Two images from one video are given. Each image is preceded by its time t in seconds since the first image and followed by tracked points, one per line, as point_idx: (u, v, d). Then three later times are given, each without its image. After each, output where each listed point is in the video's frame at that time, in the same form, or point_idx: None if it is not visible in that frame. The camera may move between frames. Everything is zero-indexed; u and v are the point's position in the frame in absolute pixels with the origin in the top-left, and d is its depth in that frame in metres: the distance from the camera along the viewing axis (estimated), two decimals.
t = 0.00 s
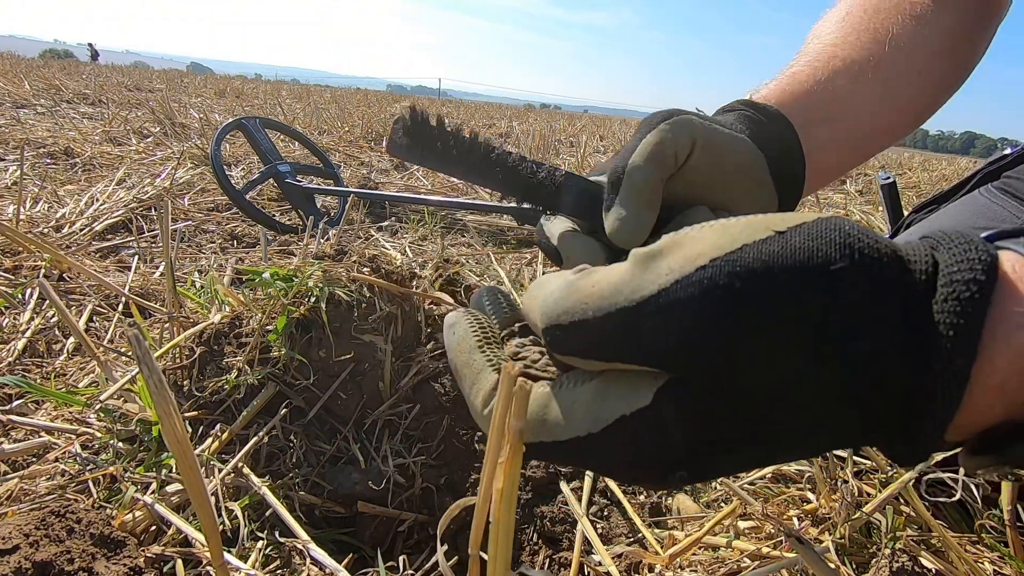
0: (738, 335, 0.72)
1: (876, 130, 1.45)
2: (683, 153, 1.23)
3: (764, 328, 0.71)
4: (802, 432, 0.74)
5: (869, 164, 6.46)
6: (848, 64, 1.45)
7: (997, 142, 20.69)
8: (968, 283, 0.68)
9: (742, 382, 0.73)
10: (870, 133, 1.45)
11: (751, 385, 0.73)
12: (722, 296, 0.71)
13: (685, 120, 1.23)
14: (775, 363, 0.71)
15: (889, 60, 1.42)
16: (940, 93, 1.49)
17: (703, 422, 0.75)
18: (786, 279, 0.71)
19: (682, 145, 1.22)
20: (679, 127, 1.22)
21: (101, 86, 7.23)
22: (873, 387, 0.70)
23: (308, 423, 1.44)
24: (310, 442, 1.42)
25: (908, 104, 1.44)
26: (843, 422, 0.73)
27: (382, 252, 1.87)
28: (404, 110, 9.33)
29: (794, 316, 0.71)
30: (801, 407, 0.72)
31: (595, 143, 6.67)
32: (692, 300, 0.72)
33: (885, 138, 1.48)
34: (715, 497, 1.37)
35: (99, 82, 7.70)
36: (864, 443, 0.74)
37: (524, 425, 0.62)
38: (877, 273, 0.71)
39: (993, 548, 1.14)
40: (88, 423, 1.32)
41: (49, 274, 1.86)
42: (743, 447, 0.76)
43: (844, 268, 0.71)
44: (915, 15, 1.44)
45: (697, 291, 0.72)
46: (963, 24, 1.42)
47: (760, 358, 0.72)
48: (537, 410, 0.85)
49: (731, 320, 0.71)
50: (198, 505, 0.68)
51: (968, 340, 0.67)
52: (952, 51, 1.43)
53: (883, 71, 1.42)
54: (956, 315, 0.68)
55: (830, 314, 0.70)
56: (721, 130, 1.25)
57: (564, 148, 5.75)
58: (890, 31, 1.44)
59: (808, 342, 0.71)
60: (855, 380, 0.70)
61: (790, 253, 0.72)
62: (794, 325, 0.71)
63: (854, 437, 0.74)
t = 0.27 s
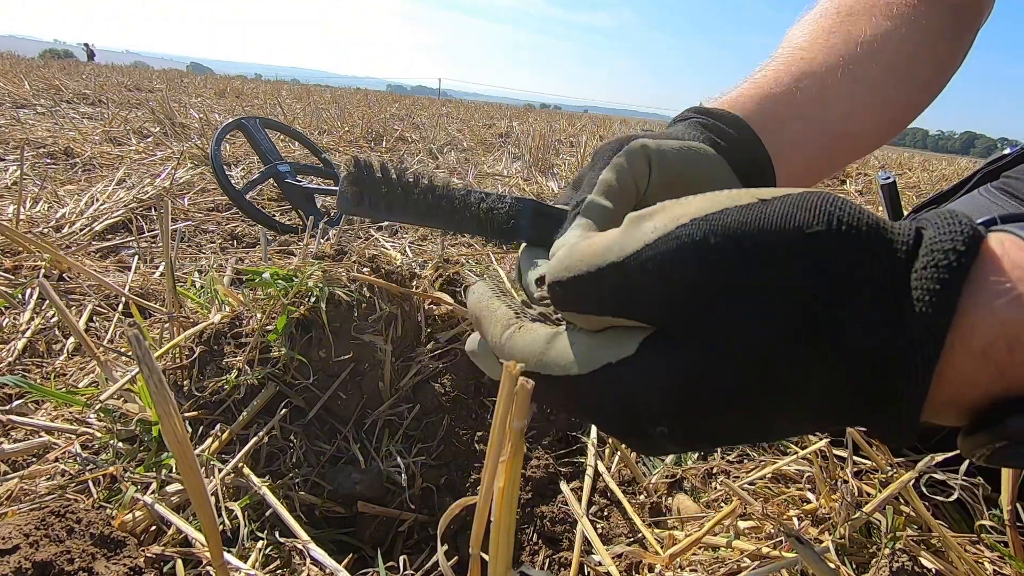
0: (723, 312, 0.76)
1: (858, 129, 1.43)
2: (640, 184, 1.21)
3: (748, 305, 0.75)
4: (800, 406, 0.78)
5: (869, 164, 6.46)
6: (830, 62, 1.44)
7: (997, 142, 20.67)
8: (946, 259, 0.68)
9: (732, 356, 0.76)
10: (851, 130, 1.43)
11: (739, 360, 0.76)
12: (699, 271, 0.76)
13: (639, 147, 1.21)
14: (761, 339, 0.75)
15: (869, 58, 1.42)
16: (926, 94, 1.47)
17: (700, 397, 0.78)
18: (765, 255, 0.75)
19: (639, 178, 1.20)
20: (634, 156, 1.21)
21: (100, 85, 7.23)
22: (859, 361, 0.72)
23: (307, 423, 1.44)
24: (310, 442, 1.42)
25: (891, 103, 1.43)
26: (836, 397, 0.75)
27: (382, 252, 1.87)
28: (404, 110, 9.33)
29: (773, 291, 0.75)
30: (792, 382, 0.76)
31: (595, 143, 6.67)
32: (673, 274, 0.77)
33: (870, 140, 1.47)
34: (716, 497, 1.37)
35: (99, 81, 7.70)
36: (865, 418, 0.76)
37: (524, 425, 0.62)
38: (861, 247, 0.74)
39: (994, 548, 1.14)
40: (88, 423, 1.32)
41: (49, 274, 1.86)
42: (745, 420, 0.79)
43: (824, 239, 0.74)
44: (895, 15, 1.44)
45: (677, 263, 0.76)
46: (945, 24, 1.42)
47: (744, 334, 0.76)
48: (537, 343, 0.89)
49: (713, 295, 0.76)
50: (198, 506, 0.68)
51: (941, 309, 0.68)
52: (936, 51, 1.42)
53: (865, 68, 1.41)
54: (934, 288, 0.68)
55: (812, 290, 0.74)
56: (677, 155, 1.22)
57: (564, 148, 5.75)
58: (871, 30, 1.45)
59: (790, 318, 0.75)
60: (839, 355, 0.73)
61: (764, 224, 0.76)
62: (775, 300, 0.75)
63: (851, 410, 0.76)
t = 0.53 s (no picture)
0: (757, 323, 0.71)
1: (864, 124, 1.42)
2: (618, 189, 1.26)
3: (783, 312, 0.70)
4: (831, 445, 0.71)
5: (869, 163, 6.47)
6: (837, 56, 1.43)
7: (997, 142, 20.67)
8: (982, 257, 0.66)
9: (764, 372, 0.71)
10: (858, 125, 1.42)
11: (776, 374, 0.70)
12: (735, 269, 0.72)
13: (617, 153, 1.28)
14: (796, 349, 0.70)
15: (874, 55, 1.42)
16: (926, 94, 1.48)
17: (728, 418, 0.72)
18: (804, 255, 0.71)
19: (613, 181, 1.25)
20: (610, 160, 1.27)
21: (100, 85, 7.23)
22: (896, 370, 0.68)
23: (307, 423, 1.44)
24: (310, 442, 1.42)
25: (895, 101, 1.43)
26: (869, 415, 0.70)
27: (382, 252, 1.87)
28: (404, 110, 9.33)
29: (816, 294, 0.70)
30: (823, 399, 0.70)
31: (595, 143, 6.67)
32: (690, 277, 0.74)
33: (875, 138, 1.46)
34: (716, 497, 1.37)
35: (99, 82, 7.70)
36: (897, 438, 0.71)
37: (526, 424, 0.62)
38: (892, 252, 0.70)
39: (994, 548, 1.14)
40: (88, 423, 1.32)
41: (49, 274, 1.86)
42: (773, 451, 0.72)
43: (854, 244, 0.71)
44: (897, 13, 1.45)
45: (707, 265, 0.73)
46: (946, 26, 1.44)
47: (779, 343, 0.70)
48: (574, 393, 0.83)
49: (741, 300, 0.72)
50: (198, 505, 0.68)
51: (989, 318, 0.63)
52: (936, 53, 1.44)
53: (871, 65, 1.41)
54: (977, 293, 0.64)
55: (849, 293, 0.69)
56: (650, 156, 1.26)
57: (564, 148, 5.75)
58: (875, 27, 1.44)
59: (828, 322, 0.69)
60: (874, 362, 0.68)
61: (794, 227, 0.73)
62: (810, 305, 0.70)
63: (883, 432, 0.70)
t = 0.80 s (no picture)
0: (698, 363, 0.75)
1: (868, 129, 1.43)
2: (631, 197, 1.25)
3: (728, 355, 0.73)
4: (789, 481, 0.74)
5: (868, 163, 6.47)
6: (841, 61, 1.44)
7: (997, 142, 20.67)
8: (908, 304, 0.67)
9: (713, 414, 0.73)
10: (863, 129, 1.43)
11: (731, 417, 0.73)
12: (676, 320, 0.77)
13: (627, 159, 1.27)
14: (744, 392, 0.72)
15: (878, 58, 1.42)
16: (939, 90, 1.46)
17: (678, 454, 0.75)
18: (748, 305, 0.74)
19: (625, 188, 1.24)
20: (620, 166, 1.27)
21: (100, 85, 7.23)
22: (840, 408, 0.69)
23: (307, 423, 1.44)
24: (310, 442, 1.42)
25: (902, 103, 1.43)
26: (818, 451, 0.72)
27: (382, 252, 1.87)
28: (403, 110, 9.33)
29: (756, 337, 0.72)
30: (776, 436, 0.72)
31: (595, 143, 6.67)
32: (656, 326, 0.79)
33: (884, 139, 1.46)
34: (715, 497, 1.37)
35: (99, 82, 7.70)
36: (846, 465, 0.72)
37: (525, 425, 0.62)
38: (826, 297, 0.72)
39: (994, 548, 1.14)
40: (88, 423, 1.32)
41: (49, 274, 1.86)
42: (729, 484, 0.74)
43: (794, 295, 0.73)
44: (904, 12, 1.44)
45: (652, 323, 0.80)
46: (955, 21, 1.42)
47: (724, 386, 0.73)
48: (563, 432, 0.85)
49: (687, 348, 0.76)
50: (198, 505, 0.68)
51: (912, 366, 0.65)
52: (947, 47, 1.42)
53: (875, 67, 1.42)
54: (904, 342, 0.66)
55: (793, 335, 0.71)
56: (660, 162, 1.27)
57: (564, 148, 5.75)
58: (880, 28, 1.44)
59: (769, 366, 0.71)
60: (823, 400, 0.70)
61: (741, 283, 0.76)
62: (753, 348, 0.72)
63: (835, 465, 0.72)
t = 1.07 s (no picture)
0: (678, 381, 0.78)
1: (874, 132, 1.43)
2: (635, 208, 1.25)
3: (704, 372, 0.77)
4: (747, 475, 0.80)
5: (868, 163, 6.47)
6: (844, 65, 1.44)
7: (997, 142, 20.66)
8: (872, 330, 0.72)
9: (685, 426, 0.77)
10: (869, 132, 1.43)
11: (702, 428, 0.77)
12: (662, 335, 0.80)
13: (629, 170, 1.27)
14: (714, 406, 0.77)
15: (882, 61, 1.42)
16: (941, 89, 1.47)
17: (659, 455, 0.79)
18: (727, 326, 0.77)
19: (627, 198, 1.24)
20: (623, 177, 1.27)
21: (100, 85, 7.22)
22: (804, 422, 0.74)
23: (307, 423, 1.44)
24: (310, 442, 1.42)
25: (906, 105, 1.43)
26: (780, 459, 0.77)
27: (382, 252, 1.87)
28: (403, 110, 9.33)
29: (730, 357, 0.77)
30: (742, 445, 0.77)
31: (595, 143, 6.67)
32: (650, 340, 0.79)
33: (889, 141, 1.46)
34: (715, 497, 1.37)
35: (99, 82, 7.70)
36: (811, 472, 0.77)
37: (525, 424, 0.62)
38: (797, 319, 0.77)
39: (994, 548, 1.14)
40: (88, 423, 1.32)
41: (49, 274, 1.86)
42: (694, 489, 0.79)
43: (770, 320, 0.77)
44: (907, 13, 1.43)
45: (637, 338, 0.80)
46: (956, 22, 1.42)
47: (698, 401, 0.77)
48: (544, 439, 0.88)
49: (670, 360, 0.78)
50: (198, 505, 0.68)
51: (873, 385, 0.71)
52: (947, 48, 1.43)
53: (879, 69, 1.41)
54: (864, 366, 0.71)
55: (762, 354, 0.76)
56: (661, 173, 1.27)
57: (564, 148, 5.75)
58: (883, 30, 1.44)
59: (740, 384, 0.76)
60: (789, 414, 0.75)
61: (722, 301, 0.79)
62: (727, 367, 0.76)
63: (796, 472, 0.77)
